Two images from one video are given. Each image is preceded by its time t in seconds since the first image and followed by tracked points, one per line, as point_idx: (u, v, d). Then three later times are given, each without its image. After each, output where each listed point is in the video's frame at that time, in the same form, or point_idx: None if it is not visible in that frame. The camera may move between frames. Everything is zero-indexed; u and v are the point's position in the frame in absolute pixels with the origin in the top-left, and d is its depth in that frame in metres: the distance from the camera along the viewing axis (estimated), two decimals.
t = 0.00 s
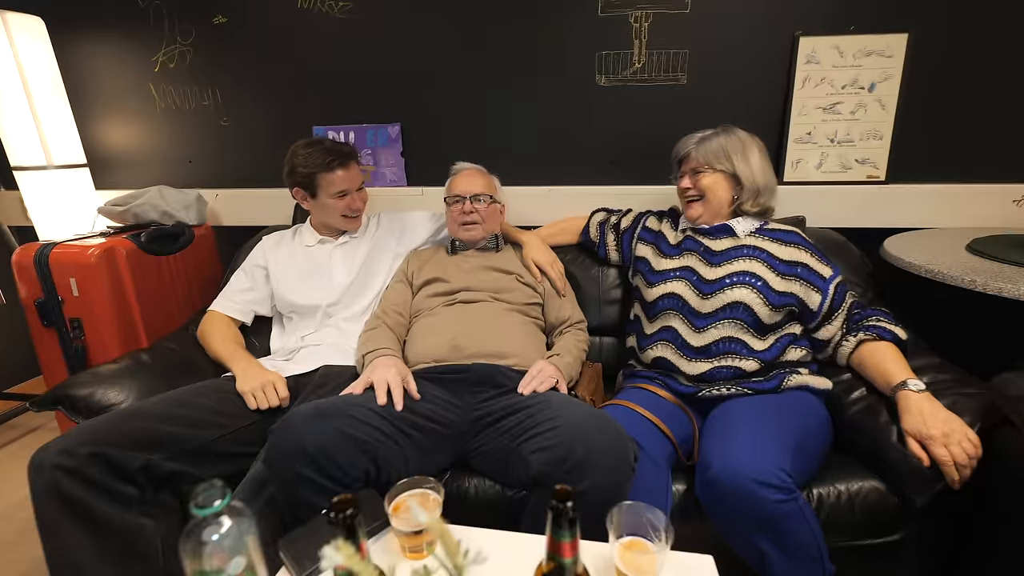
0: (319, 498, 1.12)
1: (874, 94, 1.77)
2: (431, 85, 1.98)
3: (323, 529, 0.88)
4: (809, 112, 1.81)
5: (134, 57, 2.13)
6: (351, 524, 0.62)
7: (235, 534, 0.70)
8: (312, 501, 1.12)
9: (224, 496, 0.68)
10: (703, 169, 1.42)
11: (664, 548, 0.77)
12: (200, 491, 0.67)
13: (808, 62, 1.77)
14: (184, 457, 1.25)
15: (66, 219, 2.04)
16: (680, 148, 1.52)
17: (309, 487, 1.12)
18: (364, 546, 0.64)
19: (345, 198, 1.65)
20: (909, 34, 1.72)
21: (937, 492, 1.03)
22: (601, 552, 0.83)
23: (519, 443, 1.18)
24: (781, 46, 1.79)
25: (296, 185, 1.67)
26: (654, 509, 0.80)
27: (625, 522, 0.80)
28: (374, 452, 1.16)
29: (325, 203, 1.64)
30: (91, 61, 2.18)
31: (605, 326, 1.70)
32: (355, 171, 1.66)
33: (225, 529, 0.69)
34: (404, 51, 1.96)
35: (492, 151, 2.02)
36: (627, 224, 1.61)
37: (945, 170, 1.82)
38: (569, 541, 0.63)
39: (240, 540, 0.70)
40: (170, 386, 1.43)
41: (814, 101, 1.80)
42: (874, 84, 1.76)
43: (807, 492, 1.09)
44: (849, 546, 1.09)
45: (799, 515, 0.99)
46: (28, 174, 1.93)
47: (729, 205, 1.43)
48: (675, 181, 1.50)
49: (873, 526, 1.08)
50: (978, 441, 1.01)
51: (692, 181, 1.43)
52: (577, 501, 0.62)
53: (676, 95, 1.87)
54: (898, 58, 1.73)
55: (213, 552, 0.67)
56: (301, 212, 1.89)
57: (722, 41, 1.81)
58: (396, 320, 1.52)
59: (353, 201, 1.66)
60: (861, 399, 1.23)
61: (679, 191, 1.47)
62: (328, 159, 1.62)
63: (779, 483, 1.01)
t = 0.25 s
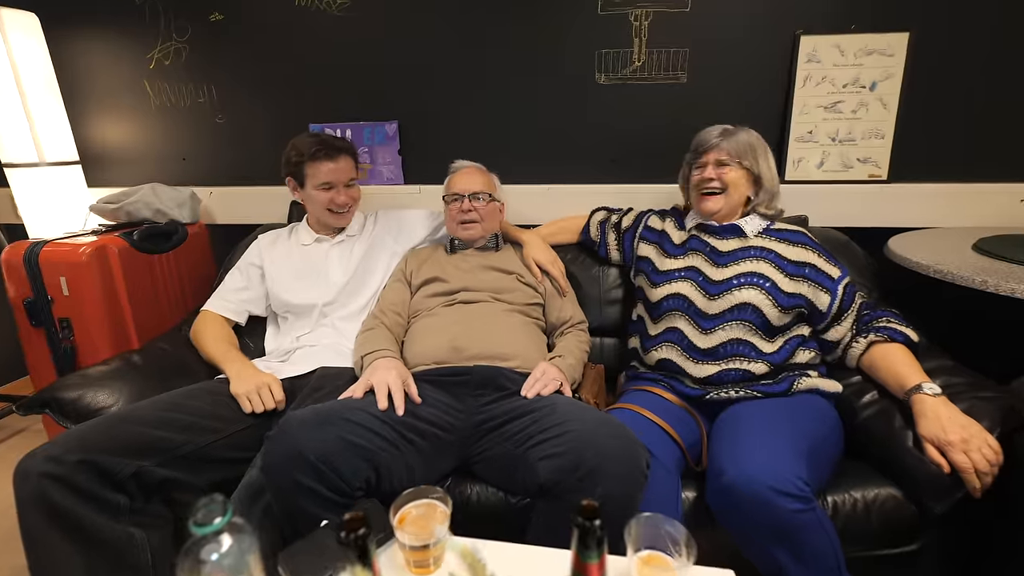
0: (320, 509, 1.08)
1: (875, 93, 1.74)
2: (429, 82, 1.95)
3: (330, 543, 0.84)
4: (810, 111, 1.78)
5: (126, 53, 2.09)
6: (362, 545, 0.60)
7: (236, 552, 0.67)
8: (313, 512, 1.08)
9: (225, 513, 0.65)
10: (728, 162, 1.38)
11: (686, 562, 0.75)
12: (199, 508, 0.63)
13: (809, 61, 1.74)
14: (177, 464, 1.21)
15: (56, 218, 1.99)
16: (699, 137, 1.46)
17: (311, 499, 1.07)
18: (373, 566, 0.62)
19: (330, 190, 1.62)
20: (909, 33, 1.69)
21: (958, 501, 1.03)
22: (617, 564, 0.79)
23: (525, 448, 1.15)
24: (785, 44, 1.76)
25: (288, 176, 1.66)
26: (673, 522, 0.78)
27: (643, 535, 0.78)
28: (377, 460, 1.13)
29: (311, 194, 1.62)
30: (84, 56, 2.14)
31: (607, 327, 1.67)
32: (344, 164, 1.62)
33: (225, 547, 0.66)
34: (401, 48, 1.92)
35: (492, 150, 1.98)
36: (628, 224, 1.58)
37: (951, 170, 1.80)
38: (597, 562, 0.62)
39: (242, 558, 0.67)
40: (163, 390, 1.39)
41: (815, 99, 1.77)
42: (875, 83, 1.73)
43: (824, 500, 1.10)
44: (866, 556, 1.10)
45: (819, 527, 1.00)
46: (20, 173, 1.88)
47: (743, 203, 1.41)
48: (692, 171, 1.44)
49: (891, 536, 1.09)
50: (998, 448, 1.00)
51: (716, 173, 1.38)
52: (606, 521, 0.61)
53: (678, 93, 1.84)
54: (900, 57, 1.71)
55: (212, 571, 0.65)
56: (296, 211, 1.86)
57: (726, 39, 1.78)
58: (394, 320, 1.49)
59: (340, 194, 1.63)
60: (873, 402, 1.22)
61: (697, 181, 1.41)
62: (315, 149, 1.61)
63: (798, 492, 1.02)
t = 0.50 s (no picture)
0: (332, 516, 1.06)
1: (889, 98, 1.72)
2: (436, 84, 1.93)
3: (342, 553, 0.82)
4: (822, 117, 1.76)
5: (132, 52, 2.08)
6: (391, 562, 0.58)
7: (255, 564, 0.66)
8: (325, 520, 1.06)
9: (246, 525, 0.63)
10: (771, 161, 1.43)
11: None
12: (220, 521, 0.61)
13: (822, 66, 1.73)
14: (183, 467, 1.19)
15: (63, 216, 1.98)
16: (741, 137, 1.50)
17: (323, 505, 1.06)
18: None
19: (323, 184, 1.60)
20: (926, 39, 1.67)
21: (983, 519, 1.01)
22: None
23: (537, 457, 1.13)
24: (797, 49, 1.74)
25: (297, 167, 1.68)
26: (703, 540, 0.76)
27: (666, 551, 0.76)
28: (388, 466, 1.11)
29: (307, 186, 1.62)
30: (92, 56, 2.13)
31: (615, 333, 1.65)
32: (341, 160, 1.61)
33: (245, 559, 0.65)
34: (410, 50, 1.91)
35: (499, 152, 1.97)
36: (638, 228, 1.57)
37: (965, 177, 1.78)
38: None
39: (260, 571, 0.66)
40: (169, 391, 1.38)
41: (827, 104, 1.75)
42: (889, 89, 1.71)
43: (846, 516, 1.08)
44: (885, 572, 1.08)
45: (840, 542, 1.00)
46: (27, 169, 1.88)
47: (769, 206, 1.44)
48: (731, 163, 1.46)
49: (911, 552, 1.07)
50: None
51: (758, 168, 1.42)
52: (643, 541, 0.59)
53: (688, 97, 1.82)
54: (915, 63, 1.69)
55: None
56: (301, 212, 1.84)
57: (738, 43, 1.76)
58: (402, 323, 1.47)
59: (332, 190, 1.61)
60: (890, 414, 1.22)
61: (737, 170, 1.43)
62: (321, 142, 1.62)
63: (821, 508, 1.01)
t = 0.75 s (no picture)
0: (340, 514, 1.07)
1: (896, 104, 1.73)
2: (442, 84, 1.94)
3: (350, 551, 0.82)
4: (828, 121, 1.77)
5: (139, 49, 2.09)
6: (406, 560, 0.58)
7: (267, 561, 0.66)
8: (333, 518, 1.07)
9: (258, 522, 0.63)
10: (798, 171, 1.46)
11: None
12: (233, 518, 0.61)
13: (829, 70, 1.73)
14: (189, 464, 1.19)
15: (67, 212, 1.98)
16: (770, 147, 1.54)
17: (331, 503, 1.06)
18: None
19: (335, 188, 1.60)
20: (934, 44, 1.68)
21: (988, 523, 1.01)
22: None
23: (543, 457, 1.13)
24: (802, 54, 1.75)
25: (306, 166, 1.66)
26: (713, 541, 0.76)
27: (676, 551, 0.77)
28: (395, 465, 1.12)
29: (318, 188, 1.61)
30: (98, 53, 2.13)
31: (620, 334, 1.66)
32: (353, 164, 1.60)
33: (257, 557, 0.65)
34: (417, 50, 1.92)
35: (505, 153, 1.98)
36: (648, 230, 1.57)
37: (968, 183, 1.79)
38: None
39: (271, 568, 0.66)
40: (174, 389, 1.38)
41: (834, 109, 1.76)
42: (896, 94, 1.73)
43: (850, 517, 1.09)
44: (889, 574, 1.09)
45: (845, 544, 1.00)
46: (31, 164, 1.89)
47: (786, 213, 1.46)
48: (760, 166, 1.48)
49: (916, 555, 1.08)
50: None
51: (787, 172, 1.44)
52: (657, 540, 0.59)
53: (694, 101, 1.83)
54: (923, 68, 1.70)
55: None
56: (307, 211, 1.84)
57: (744, 46, 1.77)
58: (407, 322, 1.48)
59: (344, 194, 1.60)
60: (895, 417, 1.23)
61: (766, 173, 1.46)
62: (333, 145, 1.60)
63: (828, 511, 1.01)
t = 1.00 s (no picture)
0: (342, 517, 1.07)
1: (897, 105, 1.73)
2: (444, 85, 1.94)
3: (351, 554, 0.82)
4: (830, 123, 1.76)
5: (142, 50, 2.09)
6: (409, 564, 0.58)
7: (269, 564, 0.65)
8: (334, 520, 1.06)
9: (262, 525, 0.63)
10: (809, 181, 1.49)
11: None
12: (236, 521, 0.61)
13: (830, 71, 1.73)
14: (190, 464, 1.19)
15: (71, 212, 1.99)
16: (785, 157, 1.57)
17: (332, 505, 1.06)
18: None
19: (343, 189, 1.60)
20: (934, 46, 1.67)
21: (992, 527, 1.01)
22: None
23: (544, 458, 1.13)
24: (806, 56, 1.74)
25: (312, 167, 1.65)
26: (714, 545, 0.76)
27: (677, 556, 0.77)
28: (396, 466, 1.12)
29: (325, 189, 1.61)
30: (101, 54, 2.14)
31: (621, 335, 1.65)
32: (361, 165, 1.60)
33: (259, 560, 0.65)
34: (420, 51, 1.92)
35: (508, 153, 1.97)
36: (652, 231, 1.56)
37: (973, 185, 1.78)
38: None
39: (274, 571, 0.65)
40: (176, 389, 1.38)
41: (836, 111, 1.75)
42: (898, 96, 1.72)
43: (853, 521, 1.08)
44: None
45: (849, 549, 0.99)
46: (37, 165, 1.90)
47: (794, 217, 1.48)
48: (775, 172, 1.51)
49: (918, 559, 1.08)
50: None
51: (799, 179, 1.47)
52: (660, 546, 0.59)
53: (696, 102, 1.82)
54: (924, 70, 1.69)
55: None
56: (309, 212, 1.85)
57: (747, 48, 1.76)
58: (408, 323, 1.47)
59: (353, 195, 1.61)
60: (897, 420, 1.23)
61: (779, 176, 1.48)
62: (341, 146, 1.59)
63: (831, 515, 1.00)
